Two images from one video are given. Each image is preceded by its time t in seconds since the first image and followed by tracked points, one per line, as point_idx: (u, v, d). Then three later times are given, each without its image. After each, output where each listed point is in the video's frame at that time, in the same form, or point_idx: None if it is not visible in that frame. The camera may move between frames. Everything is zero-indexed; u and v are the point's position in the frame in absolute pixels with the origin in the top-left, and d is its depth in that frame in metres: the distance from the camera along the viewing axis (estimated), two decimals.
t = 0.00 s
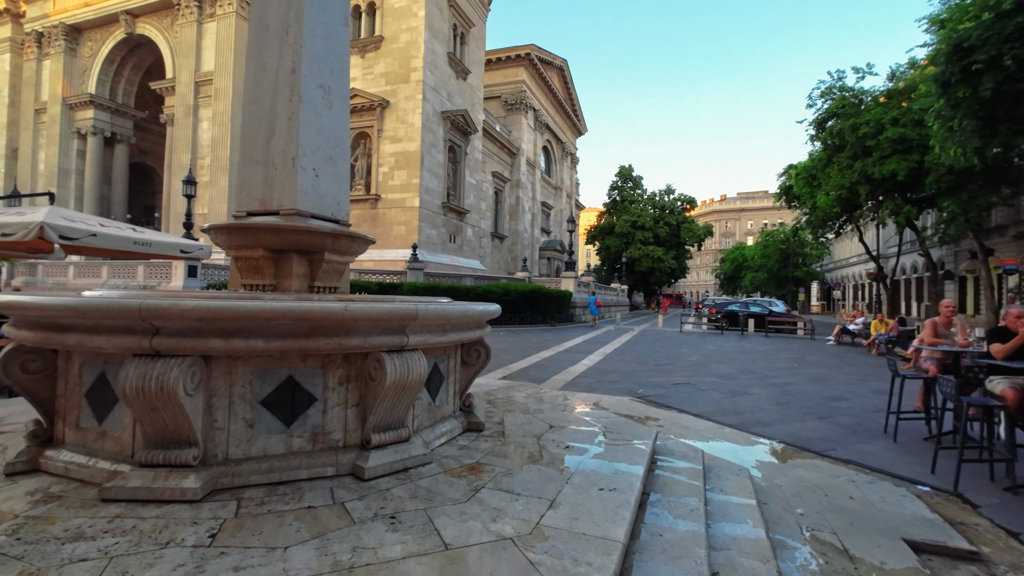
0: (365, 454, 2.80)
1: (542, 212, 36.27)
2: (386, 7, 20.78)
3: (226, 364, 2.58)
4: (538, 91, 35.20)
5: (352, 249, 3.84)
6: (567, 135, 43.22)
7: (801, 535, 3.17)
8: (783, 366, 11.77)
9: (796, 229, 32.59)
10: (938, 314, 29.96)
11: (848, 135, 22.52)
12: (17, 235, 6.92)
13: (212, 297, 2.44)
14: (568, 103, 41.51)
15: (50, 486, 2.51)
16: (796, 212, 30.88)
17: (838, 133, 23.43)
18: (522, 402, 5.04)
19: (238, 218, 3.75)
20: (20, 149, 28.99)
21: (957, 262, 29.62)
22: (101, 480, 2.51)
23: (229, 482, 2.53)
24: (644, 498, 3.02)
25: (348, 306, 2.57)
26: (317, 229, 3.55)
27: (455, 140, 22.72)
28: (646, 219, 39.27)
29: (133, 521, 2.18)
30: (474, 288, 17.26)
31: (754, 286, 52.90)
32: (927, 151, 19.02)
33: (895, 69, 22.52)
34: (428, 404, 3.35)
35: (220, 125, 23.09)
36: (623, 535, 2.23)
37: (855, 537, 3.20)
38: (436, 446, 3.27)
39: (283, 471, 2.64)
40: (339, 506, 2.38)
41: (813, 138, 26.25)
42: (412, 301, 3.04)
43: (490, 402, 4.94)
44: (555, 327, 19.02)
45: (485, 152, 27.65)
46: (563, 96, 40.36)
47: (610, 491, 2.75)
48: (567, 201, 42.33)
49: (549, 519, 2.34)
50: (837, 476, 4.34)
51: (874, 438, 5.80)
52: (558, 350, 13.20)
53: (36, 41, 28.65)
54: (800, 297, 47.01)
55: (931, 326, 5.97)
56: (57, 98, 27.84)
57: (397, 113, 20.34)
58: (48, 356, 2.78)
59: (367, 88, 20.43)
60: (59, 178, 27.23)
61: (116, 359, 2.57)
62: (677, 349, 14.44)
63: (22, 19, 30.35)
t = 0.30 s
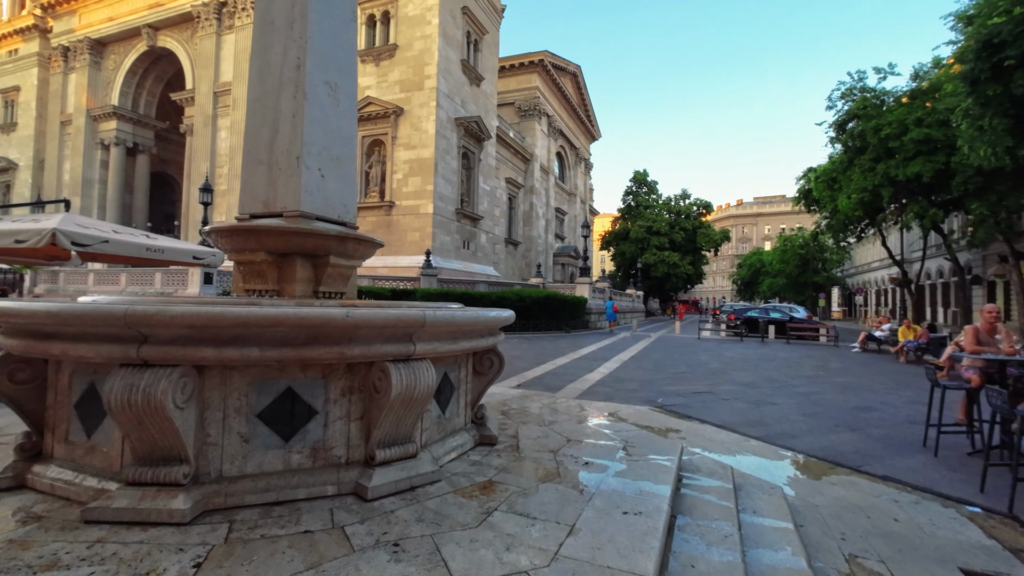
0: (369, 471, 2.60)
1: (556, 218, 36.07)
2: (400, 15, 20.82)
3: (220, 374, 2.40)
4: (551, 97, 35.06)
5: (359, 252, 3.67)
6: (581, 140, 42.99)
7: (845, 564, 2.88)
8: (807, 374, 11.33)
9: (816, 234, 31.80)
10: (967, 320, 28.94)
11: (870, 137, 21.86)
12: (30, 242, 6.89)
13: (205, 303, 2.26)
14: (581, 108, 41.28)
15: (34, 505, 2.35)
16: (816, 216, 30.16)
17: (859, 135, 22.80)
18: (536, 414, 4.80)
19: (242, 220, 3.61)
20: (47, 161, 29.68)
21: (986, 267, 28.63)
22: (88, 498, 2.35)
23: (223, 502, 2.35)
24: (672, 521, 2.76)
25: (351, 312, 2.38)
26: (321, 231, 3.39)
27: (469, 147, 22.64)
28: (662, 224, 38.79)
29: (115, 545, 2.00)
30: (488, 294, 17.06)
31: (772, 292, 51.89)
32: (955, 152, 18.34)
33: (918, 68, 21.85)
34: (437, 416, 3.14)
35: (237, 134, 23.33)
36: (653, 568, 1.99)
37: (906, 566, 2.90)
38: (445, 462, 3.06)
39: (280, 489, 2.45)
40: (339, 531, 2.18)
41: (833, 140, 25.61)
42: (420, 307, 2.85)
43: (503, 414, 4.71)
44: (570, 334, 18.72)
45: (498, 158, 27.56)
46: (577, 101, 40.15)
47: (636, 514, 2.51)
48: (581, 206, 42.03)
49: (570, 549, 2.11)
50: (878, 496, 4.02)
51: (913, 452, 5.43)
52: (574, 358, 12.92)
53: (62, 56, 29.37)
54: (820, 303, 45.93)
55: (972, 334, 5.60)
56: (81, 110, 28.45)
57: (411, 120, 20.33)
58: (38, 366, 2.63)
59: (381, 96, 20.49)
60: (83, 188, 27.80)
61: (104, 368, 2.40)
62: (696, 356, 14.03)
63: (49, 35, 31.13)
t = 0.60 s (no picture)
0: (368, 502, 2.39)
1: (573, 227, 35.81)
2: (417, 28, 20.97)
3: (207, 397, 2.22)
4: (567, 107, 34.99)
5: (366, 263, 3.50)
6: (598, 150, 42.79)
7: None
8: (838, 387, 10.83)
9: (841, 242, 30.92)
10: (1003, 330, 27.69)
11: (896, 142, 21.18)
12: (46, 254, 6.89)
13: (190, 319, 2.08)
14: (598, 118, 41.11)
15: (9, 538, 2.18)
16: (840, 224, 29.34)
17: (884, 140, 22.12)
18: (553, 433, 4.54)
19: (244, 230, 3.47)
20: (77, 176, 30.56)
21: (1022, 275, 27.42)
22: (66, 530, 2.19)
23: (208, 536, 2.15)
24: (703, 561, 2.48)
25: (347, 328, 2.19)
26: (325, 240, 3.21)
27: (486, 158, 22.61)
28: (681, 233, 38.23)
29: None
30: (504, 305, 16.85)
31: (795, 302, 50.56)
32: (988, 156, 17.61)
33: (946, 71, 21.17)
34: (445, 439, 2.92)
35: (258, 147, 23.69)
36: None
37: None
38: (453, 488, 2.83)
39: (271, 521, 2.25)
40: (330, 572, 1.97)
41: (857, 147, 24.95)
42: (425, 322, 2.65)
43: (518, 433, 4.44)
44: (588, 345, 18.37)
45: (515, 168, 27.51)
46: (593, 112, 40.02)
47: (664, 555, 2.23)
48: (598, 216, 41.72)
49: None
50: (929, 528, 3.65)
51: (961, 476, 5.02)
52: (593, 370, 12.60)
53: (93, 74, 30.33)
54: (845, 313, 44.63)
55: None
56: (111, 126, 29.27)
57: (428, 132, 20.40)
58: (23, 386, 2.49)
59: (398, 108, 20.61)
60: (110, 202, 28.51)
61: (86, 389, 2.25)
62: (719, 369, 13.58)
63: (82, 54, 32.16)
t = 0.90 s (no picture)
0: (367, 538, 2.19)
1: (592, 240, 35.53)
2: (436, 45, 21.18)
3: (196, 422, 2.06)
4: (585, 120, 34.95)
5: (374, 276, 3.35)
6: (615, 162, 42.56)
7: None
8: (872, 404, 10.29)
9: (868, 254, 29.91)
10: None
11: (925, 150, 20.46)
12: (65, 269, 6.93)
13: (178, 338, 1.94)
14: (616, 131, 40.96)
15: None
16: (868, 235, 28.42)
17: (913, 148, 21.41)
18: (570, 456, 4.28)
19: (248, 243, 3.36)
20: (109, 194, 31.53)
21: None
22: (46, 563, 2.05)
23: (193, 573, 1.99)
24: None
25: (344, 347, 2.02)
26: (329, 253, 3.07)
27: (503, 171, 22.60)
28: (701, 245, 37.59)
29: None
30: (522, 318, 16.64)
31: (820, 315, 49.11)
32: None
33: (977, 77, 20.45)
34: (453, 464, 2.72)
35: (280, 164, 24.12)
36: None
37: None
38: (461, 519, 2.63)
39: (260, 558, 2.07)
40: None
41: (884, 156, 24.26)
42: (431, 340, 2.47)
43: (533, 456, 4.19)
44: (608, 360, 17.99)
45: (533, 182, 27.47)
46: (611, 124, 39.90)
47: None
48: (616, 229, 41.36)
49: None
50: (988, 568, 3.29)
51: (1019, 506, 4.59)
52: (613, 385, 12.26)
53: (126, 96, 31.41)
54: (874, 326, 43.12)
55: None
56: (141, 145, 30.19)
57: (446, 146, 20.51)
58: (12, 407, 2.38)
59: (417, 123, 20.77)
60: (140, 219, 29.29)
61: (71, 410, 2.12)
62: (744, 385, 13.09)
63: (116, 77, 33.31)
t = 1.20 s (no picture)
0: None
1: (609, 254, 35.23)
2: (453, 64, 21.43)
3: (183, 448, 1.92)
4: (601, 135, 34.91)
5: (381, 291, 3.21)
6: (632, 177, 42.37)
7: None
8: (908, 424, 9.77)
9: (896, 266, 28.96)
10: None
11: (954, 159, 19.83)
12: (83, 285, 6.98)
13: (164, 358, 1.81)
14: (632, 145, 40.82)
15: None
16: (895, 247, 27.57)
17: (941, 158, 20.78)
18: (588, 481, 4.03)
19: (252, 257, 3.26)
20: (137, 213, 32.42)
21: None
22: None
23: None
24: None
25: (340, 367, 1.86)
26: (334, 268, 2.94)
27: (520, 187, 22.59)
28: (721, 259, 36.98)
29: None
30: (539, 333, 16.41)
31: (846, 330, 47.63)
32: None
33: (1007, 84, 19.84)
34: (461, 492, 2.53)
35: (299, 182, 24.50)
36: None
37: None
38: (469, 553, 2.43)
39: None
40: None
41: (910, 166, 23.61)
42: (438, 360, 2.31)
43: (548, 481, 3.95)
44: (627, 376, 17.60)
45: (549, 197, 27.43)
46: (628, 139, 39.77)
47: None
48: (633, 243, 40.99)
49: None
50: None
51: None
52: (633, 403, 11.92)
53: (155, 119, 32.46)
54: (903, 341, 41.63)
55: None
56: (168, 166, 31.05)
57: (463, 163, 20.60)
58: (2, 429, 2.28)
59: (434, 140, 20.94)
60: (165, 237, 30.00)
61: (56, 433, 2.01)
62: (769, 403, 12.59)
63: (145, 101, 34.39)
